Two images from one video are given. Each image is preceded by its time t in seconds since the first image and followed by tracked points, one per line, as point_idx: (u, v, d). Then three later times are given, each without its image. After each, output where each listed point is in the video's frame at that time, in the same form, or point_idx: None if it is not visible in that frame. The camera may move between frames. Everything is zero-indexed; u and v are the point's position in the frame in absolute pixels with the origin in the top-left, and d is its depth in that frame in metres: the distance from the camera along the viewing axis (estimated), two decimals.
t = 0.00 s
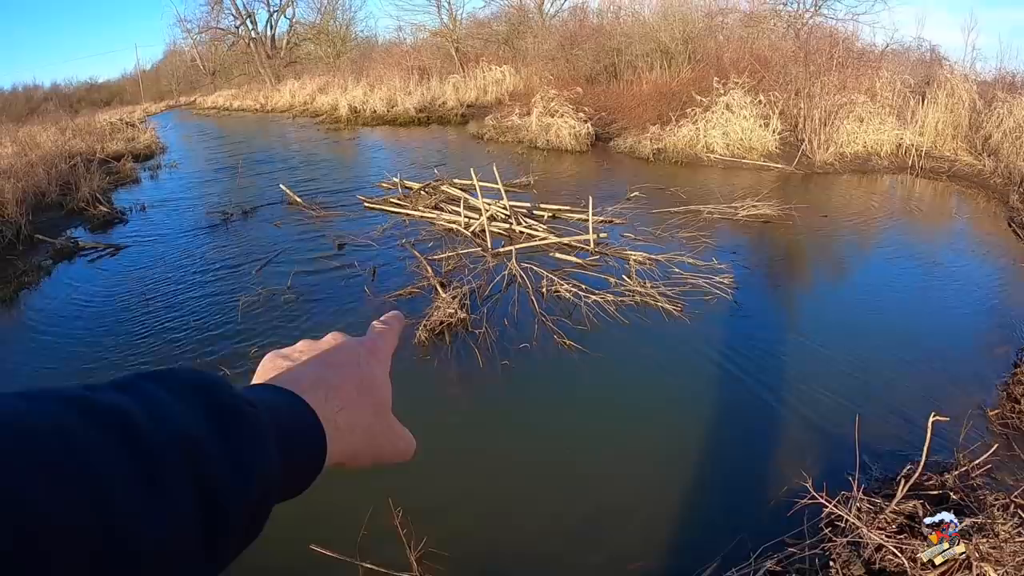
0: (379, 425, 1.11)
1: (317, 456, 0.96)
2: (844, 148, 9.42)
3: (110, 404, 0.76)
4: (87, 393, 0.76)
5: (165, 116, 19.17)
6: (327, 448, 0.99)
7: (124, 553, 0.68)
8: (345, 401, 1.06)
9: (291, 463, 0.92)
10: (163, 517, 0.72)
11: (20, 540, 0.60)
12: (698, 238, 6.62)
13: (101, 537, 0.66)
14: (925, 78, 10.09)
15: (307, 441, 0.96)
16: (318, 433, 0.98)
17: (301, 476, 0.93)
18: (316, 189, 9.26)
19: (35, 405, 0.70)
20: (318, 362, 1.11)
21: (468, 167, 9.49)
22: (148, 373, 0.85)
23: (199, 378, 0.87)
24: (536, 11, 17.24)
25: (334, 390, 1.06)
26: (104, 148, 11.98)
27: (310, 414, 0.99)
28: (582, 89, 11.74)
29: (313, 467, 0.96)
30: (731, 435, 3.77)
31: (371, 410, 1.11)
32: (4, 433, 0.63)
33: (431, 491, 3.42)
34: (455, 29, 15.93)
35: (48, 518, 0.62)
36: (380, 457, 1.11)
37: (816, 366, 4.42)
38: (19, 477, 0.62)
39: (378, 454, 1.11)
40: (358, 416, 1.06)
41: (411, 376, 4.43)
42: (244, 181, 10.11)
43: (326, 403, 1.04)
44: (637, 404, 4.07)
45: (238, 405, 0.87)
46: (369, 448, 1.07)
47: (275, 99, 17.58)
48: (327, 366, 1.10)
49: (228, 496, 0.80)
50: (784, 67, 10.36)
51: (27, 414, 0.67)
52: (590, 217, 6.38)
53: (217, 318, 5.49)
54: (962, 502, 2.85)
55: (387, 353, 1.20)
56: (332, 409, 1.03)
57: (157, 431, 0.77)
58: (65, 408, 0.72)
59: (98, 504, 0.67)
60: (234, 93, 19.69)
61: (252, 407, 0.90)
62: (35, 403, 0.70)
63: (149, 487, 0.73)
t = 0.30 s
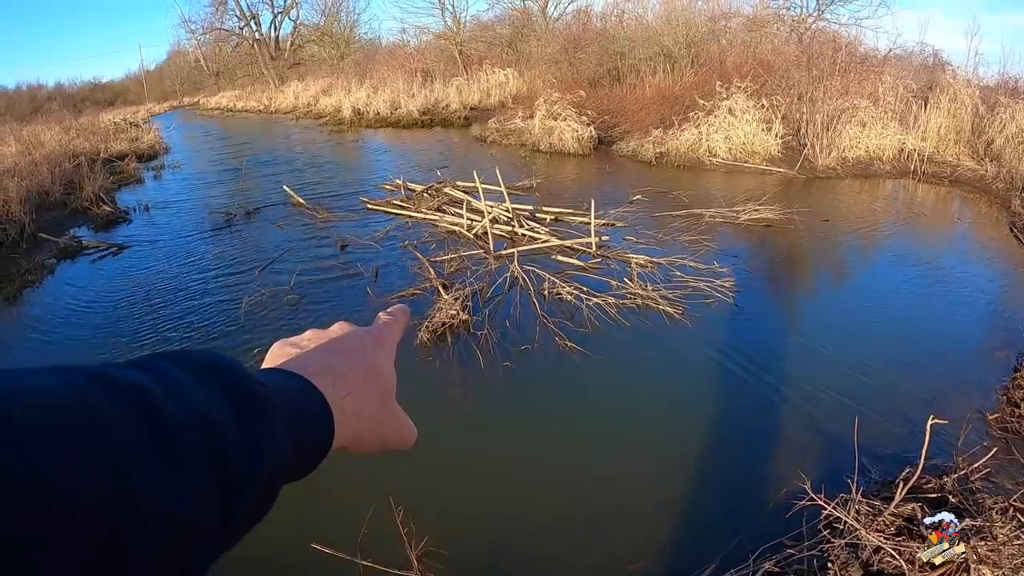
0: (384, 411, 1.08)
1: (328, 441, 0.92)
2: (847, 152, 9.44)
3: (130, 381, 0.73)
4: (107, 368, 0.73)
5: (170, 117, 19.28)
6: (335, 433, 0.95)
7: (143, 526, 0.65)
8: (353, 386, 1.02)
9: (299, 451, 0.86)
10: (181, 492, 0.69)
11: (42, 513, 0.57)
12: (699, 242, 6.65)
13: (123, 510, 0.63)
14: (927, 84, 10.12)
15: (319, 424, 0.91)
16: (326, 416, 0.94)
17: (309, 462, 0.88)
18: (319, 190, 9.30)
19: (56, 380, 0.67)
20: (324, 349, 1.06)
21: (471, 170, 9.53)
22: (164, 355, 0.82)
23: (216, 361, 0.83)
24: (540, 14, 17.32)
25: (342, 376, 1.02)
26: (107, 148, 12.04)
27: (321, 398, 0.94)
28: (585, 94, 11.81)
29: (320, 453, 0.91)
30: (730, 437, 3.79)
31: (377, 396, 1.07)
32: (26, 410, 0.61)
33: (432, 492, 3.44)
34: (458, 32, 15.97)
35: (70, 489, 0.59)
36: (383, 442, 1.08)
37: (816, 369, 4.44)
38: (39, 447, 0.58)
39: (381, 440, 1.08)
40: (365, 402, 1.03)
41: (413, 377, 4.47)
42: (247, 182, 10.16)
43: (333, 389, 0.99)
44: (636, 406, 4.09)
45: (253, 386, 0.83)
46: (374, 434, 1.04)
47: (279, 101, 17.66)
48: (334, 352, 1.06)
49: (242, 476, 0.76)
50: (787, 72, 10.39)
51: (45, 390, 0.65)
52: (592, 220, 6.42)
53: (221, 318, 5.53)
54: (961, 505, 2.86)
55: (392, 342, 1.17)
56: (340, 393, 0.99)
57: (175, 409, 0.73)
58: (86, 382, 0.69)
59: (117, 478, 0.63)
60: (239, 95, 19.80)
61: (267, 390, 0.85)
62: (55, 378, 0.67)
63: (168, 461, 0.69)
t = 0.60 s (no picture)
0: (395, 407, 1.01)
1: (336, 436, 0.86)
2: (849, 157, 9.47)
3: (135, 370, 0.69)
4: (110, 357, 0.69)
5: (173, 117, 19.37)
6: (343, 428, 0.89)
7: (147, 518, 0.62)
8: (362, 381, 0.95)
9: (307, 448, 0.81)
10: (186, 483, 0.65)
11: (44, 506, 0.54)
12: (700, 246, 6.66)
13: (127, 501, 0.60)
14: (930, 89, 10.13)
15: (327, 419, 0.85)
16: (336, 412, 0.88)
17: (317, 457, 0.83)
18: (321, 192, 9.32)
19: (58, 367, 0.64)
20: (332, 343, 1.00)
21: (473, 172, 9.54)
22: (169, 345, 0.78)
23: (225, 349, 0.79)
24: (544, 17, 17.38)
25: (350, 370, 0.95)
26: (111, 147, 12.10)
27: (330, 392, 0.88)
28: (587, 98, 11.87)
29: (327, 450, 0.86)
30: (729, 441, 3.81)
31: (388, 391, 1.00)
32: (29, 396, 0.58)
33: (430, 493, 3.45)
34: (461, 34, 15.96)
35: (73, 480, 0.56)
36: (394, 439, 1.01)
37: (815, 374, 4.46)
38: (44, 436, 0.56)
39: (391, 439, 1.01)
40: (374, 397, 0.96)
41: (412, 378, 4.48)
42: (249, 183, 10.19)
43: (343, 382, 0.93)
44: (635, 409, 4.11)
45: (261, 377, 0.78)
46: (384, 431, 0.97)
47: (282, 102, 17.75)
48: (343, 346, 0.99)
49: (247, 468, 0.71)
50: (790, 76, 10.42)
51: (46, 375, 0.61)
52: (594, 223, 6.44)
53: (223, 317, 5.56)
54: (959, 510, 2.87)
55: (404, 337, 1.10)
56: (348, 388, 0.92)
57: (181, 398, 0.69)
58: (90, 369, 0.65)
59: (122, 469, 0.60)
60: (243, 96, 19.89)
61: (274, 381, 0.80)
62: (56, 363, 0.64)
63: (172, 452, 0.66)
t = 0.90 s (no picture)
0: (394, 418, 1.01)
1: (336, 446, 0.86)
2: (851, 162, 9.47)
3: (137, 376, 0.69)
4: (112, 363, 0.69)
5: (177, 117, 19.45)
6: (342, 440, 0.88)
7: (148, 524, 0.62)
8: (363, 392, 0.95)
9: (307, 457, 0.82)
10: (187, 488, 0.66)
11: (44, 514, 0.55)
12: (702, 249, 6.67)
13: (127, 506, 0.61)
14: (933, 94, 10.13)
15: (327, 429, 0.85)
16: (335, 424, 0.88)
17: (317, 466, 0.84)
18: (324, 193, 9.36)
19: (59, 374, 0.64)
20: (333, 353, 1.00)
21: (476, 174, 9.57)
22: (170, 351, 0.78)
23: (226, 359, 0.80)
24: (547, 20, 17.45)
25: (352, 381, 0.95)
26: (115, 147, 12.15)
27: (331, 403, 0.88)
28: (590, 101, 11.90)
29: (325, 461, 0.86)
30: (728, 444, 3.82)
31: (388, 402, 1.00)
32: (33, 404, 0.58)
33: (429, 495, 3.46)
34: (464, 36, 16.00)
35: (74, 487, 0.57)
36: (392, 450, 1.01)
37: (815, 378, 4.46)
38: (44, 443, 0.56)
39: (391, 448, 1.01)
40: (375, 408, 0.96)
41: (412, 379, 4.50)
42: (252, 183, 10.22)
43: (342, 393, 0.93)
44: (635, 412, 4.13)
45: (263, 385, 0.79)
46: (383, 442, 0.97)
47: (286, 103, 17.81)
48: (343, 357, 0.99)
49: (247, 474, 0.72)
50: (793, 80, 10.44)
51: (48, 381, 0.61)
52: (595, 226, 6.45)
53: (225, 317, 5.59)
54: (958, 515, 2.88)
55: (404, 348, 1.09)
56: (349, 398, 0.92)
57: (182, 405, 0.70)
58: (92, 375, 0.66)
59: (123, 477, 0.61)
60: (246, 97, 19.95)
61: (276, 388, 0.81)
62: (60, 370, 0.64)
63: (174, 458, 0.66)
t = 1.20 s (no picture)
0: (393, 409, 1.02)
1: (337, 436, 0.86)
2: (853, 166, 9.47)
3: (141, 366, 0.69)
4: (116, 350, 0.69)
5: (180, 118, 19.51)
6: (344, 431, 0.89)
7: (148, 514, 0.62)
8: (363, 383, 0.96)
9: (311, 451, 0.82)
10: (188, 478, 0.66)
11: (43, 504, 0.54)
12: (704, 252, 6.68)
13: (127, 497, 0.60)
14: (935, 98, 10.15)
15: (329, 418, 0.86)
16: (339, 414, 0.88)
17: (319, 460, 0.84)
18: (326, 194, 9.38)
19: (62, 361, 0.64)
20: (330, 348, 1.01)
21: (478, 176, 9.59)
22: (174, 341, 0.78)
23: (231, 351, 0.80)
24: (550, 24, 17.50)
25: (351, 373, 0.97)
26: (118, 147, 12.19)
27: (332, 391, 0.89)
28: (593, 104, 11.92)
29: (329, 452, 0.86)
30: (728, 446, 3.83)
31: (387, 394, 1.01)
32: (36, 391, 0.58)
33: (429, 496, 3.47)
34: (467, 38, 16.04)
35: (72, 476, 0.57)
36: (392, 443, 1.02)
37: (816, 382, 4.47)
38: (43, 431, 0.56)
39: (392, 441, 1.02)
40: (375, 400, 0.97)
41: (414, 380, 4.52)
42: (254, 184, 10.24)
43: (344, 384, 0.94)
44: (636, 413, 4.14)
45: (266, 376, 0.79)
46: (382, 434, 0.98)
47: (289, 104, 17.87)
48: (342, 351, 1.01)
49: (249, 464, 0.72)
50: (795, 84, 10.46)
51: (52, 367, 0.61)
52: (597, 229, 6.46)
53: (227, 316, 5.61)
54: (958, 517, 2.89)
55: (399, 341, 1.12)
56: (349, 388, 0.93)
57: (186, 396, 0.70)
58: (97, 363, 0.66)
59: (124, 468, 0.61)
60: (250, 98, 20.01)
61: (277, 379, 0.82)
62: (63, 356, 0.64)
63: (176, 448, 0.66)
